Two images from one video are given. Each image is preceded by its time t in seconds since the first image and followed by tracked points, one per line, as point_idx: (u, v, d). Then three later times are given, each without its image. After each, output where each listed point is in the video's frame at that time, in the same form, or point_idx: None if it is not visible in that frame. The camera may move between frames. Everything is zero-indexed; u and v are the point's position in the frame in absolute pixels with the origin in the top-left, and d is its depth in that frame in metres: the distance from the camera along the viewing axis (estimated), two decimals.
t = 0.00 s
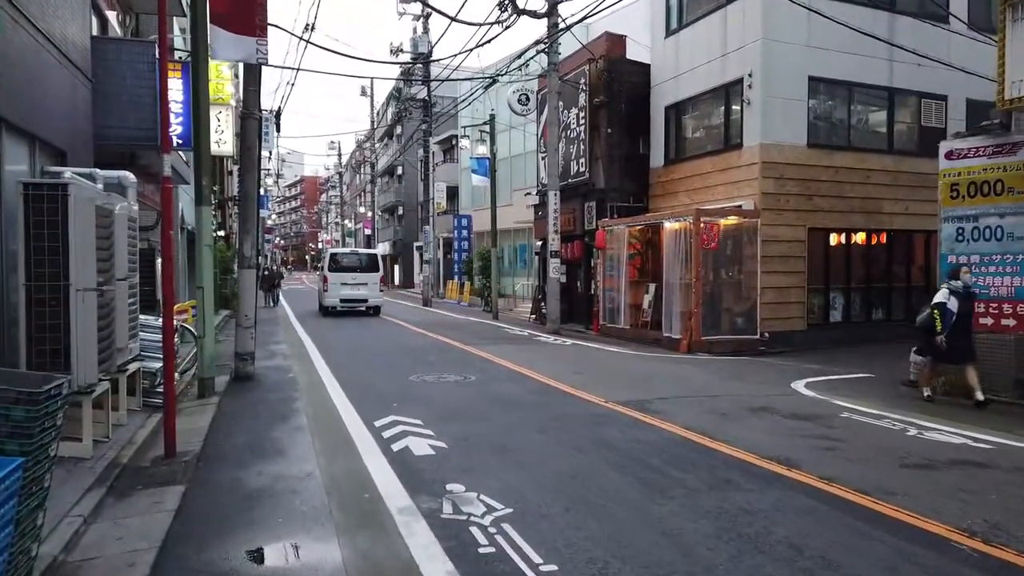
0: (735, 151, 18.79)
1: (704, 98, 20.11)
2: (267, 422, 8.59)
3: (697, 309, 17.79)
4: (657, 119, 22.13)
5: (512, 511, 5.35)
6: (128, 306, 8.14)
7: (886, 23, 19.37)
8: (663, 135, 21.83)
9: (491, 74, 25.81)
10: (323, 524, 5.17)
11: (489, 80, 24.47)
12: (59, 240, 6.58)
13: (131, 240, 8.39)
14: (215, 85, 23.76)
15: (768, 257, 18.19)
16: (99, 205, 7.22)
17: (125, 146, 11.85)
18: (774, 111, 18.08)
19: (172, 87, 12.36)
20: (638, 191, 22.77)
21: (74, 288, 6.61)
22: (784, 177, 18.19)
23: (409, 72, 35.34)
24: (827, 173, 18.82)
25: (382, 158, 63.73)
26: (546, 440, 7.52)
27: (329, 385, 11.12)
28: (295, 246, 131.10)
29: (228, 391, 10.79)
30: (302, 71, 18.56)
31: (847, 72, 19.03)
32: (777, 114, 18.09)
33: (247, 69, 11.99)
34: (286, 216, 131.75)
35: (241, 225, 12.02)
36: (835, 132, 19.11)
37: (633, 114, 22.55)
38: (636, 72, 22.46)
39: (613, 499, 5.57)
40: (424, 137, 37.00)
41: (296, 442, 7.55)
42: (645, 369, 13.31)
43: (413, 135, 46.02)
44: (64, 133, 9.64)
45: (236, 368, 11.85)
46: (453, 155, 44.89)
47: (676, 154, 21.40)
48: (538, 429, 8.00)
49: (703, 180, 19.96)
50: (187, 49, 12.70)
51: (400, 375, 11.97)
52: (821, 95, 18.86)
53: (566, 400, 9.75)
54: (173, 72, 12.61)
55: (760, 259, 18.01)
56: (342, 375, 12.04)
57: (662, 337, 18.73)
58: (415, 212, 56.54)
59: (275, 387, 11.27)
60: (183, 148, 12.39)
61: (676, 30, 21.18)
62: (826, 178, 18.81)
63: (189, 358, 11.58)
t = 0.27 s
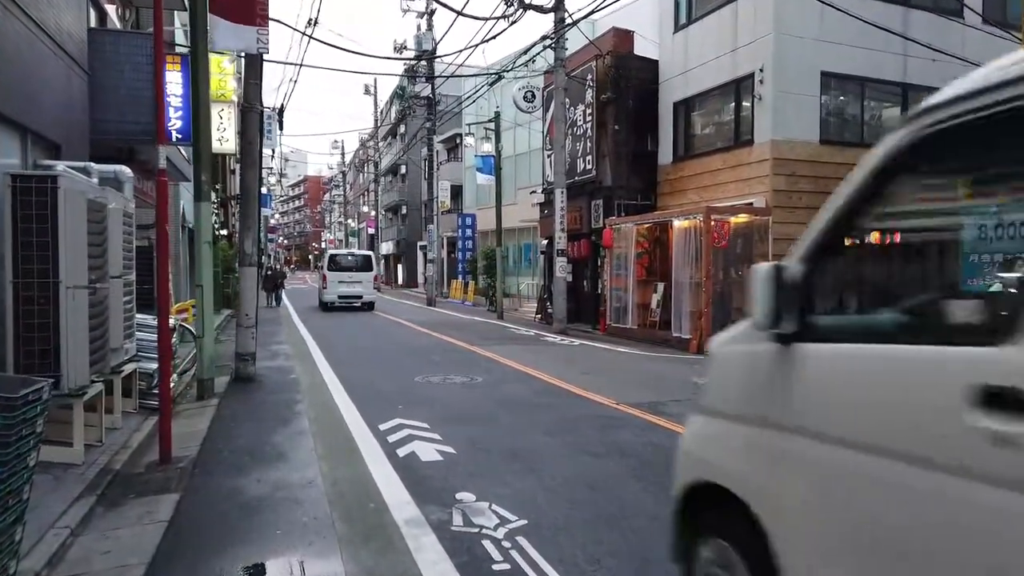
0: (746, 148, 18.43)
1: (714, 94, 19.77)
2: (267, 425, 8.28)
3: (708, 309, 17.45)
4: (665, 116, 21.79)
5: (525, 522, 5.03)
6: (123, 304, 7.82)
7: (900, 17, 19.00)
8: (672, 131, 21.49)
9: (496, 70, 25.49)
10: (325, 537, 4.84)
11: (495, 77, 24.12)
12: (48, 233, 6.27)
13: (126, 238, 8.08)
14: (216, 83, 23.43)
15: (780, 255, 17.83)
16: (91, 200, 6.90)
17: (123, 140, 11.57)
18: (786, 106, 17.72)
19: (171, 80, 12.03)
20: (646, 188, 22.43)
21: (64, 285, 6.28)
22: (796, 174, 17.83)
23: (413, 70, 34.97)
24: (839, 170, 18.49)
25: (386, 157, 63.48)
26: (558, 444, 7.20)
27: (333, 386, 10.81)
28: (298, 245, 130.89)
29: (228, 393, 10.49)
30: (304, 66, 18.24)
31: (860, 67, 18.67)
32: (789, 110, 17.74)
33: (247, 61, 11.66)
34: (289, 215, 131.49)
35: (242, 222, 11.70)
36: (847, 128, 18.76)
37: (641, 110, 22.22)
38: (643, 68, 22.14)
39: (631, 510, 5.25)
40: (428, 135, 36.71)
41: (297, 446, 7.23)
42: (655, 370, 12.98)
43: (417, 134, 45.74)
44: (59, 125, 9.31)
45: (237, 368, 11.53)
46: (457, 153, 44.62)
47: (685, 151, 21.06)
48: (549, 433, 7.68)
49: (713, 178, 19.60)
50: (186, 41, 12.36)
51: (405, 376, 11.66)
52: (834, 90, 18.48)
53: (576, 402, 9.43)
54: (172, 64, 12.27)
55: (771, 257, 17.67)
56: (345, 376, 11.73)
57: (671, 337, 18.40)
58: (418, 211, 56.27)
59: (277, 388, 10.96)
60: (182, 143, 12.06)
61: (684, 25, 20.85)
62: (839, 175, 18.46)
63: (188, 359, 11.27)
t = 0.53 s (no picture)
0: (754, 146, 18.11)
1: (720, 92, 19.46)
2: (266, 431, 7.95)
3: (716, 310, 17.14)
4: (671, 113, 21.46)
5: (542, 542, 4.73)
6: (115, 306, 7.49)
7: (911, 13, 18.67)
8: (677, 129, 21.18)
9: (498, 67, 25.16)
10: (327, 557, 4.54)
11: (498, 74, 23.77)
12: (35, 231, 5.91)
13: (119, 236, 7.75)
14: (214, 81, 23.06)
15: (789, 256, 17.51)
16: (80, 196, 6.56)
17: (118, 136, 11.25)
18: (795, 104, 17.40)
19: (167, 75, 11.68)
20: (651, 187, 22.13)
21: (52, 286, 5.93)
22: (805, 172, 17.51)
23: (414, 67, 34.58)
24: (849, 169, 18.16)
25: (386, 156, 63.14)
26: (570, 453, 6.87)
27: (334, 390, 10.49)
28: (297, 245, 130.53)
29: (226, 397, 10.18)
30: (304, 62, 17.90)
31: (870, 64, 18.35)
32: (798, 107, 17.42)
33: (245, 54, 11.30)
34: (289, 215, 131.11)
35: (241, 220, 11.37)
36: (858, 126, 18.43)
37: (645, 108, 21.92)
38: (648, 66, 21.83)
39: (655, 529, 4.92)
40: (429, 134, 36.40)
41: (298, 454, 6.90)
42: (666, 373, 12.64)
43: (417, 133, 45.43)
44: (50, 119, 8.99)
45: (235, 371, 11.21)
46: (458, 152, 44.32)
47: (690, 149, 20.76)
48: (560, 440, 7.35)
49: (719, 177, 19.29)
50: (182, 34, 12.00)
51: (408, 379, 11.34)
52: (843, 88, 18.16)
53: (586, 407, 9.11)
54: (168, 58, 11.91)
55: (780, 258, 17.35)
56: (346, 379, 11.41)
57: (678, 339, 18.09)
58: (419, 211, 55.94)
59: (276, 391, 10.65)
60: (179, 139, 11.71)
61: (690, 22, 20.54)
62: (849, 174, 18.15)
63: (186, 362, 10.95)
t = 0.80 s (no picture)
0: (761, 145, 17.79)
1: (726, 89, 19.15)
2: (262, 438, 7.64)
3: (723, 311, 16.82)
4: (676, 111, 21.15)
5: (556, 562, 4.44)
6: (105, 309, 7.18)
7: (921, 9, 18.36)
8: (682, 128, 20.87)
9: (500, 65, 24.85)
10: None
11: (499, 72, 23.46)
12: (15, 231, 5.54)
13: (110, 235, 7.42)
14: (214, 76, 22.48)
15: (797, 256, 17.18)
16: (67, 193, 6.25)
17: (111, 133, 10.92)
18: (804, 102, 17.08)
19: (162, 69, 11.33)
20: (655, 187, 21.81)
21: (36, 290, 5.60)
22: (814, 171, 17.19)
23: (414, 65, 34.26)
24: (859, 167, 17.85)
25: (386, 156, 62.82)
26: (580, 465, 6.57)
27: (334, 395, 10.19)
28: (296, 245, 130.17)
29: (223, 402, 9.88)
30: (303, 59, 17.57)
31: (879, 61, 18.05)
32: (807, 105, 17.10)
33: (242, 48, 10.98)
34: (289, 215, 130.84)
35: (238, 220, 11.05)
36: (867, 124, 18.11)
37: (649, 107, 21.61)
38: (653, 63, 21.53)
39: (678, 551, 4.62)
40: (430, 132, 36.09)
41: (295, 464, 6.59)
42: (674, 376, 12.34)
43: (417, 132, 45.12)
44: (39, 115, 8.67)
45: (231, 374, 10.90)
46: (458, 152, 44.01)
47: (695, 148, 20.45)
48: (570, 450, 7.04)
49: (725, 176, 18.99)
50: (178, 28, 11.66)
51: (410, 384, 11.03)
52: (852, 85, 17.85)
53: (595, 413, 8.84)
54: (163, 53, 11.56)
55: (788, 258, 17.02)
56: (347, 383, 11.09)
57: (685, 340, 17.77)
58: (418, 211, 55.62)
59: (275, 395, 10.35)
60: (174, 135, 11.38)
61: (695, 19, 20.24)
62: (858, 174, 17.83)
63: (181, 366, 10.64)
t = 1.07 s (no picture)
0: (773, 141, 17.41)
1: (736, 84, 18.76)
2: (261, 445, 7.27)
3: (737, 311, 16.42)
4: (684, 108, 20.78)
5: None
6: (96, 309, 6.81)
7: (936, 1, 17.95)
8: (691, 124, 20.49)
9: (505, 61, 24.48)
10: None
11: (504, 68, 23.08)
12: None
13: (101, 232, 7.05)
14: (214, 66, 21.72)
15: (811, 254, 16.80)
16: (51, 187, 5.89)
17: (106, 128, 10.55)
18: (817, 96, 16.69)
19: (158, 61, 10.97)
20: (664, 184, 21.42)
21: (19, 289, 5.24)
22: (828, 167, 16.80)
23: (417, 63, 33.94)
24: (873, 164, 17.45)
25: (389, 155, 62.50)
26: (598, 475, 6.19)
27: (338, 398, 9.83)
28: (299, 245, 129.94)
29: (221, 405, 9.52)
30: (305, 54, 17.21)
31: (893, 54, 17.66)
32: (820, 100, 16.72)
33: (241, 39, 10.62)
34: (291, 215, 130.65)
35: (237, 216, 10.70)
36: (881, 120, 17.72)
37: (657, 103, 21.23)
38: (661, 58, 21.15)
39: (713, 571, 4.24)
40: (434, 130, 35.73)
41: (296, 473, 6.23)
42: (686, 378, 11.98)
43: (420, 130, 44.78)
44: (29, 106, 8.31)
45: (231, 376, 10.56)
46: (462, 150, 43.64)
47: (704, 145, 20.07)
48: (586, 458, 6.67)
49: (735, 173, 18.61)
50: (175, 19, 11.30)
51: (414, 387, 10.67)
52: (866, 79, 17.45)
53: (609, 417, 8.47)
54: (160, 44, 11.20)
55: (801, 257, 16.63)
56: (349, 385, 10.74)
57: (695, 341, 17.39)
58: (422, 211, 55.28)
59: (276, 398, 10.00)
60: (171, 130, 11.03)
61: (704, 12, 19.85)
62: (873, 169, 17.44)
63: (177, 368, 10.28)
